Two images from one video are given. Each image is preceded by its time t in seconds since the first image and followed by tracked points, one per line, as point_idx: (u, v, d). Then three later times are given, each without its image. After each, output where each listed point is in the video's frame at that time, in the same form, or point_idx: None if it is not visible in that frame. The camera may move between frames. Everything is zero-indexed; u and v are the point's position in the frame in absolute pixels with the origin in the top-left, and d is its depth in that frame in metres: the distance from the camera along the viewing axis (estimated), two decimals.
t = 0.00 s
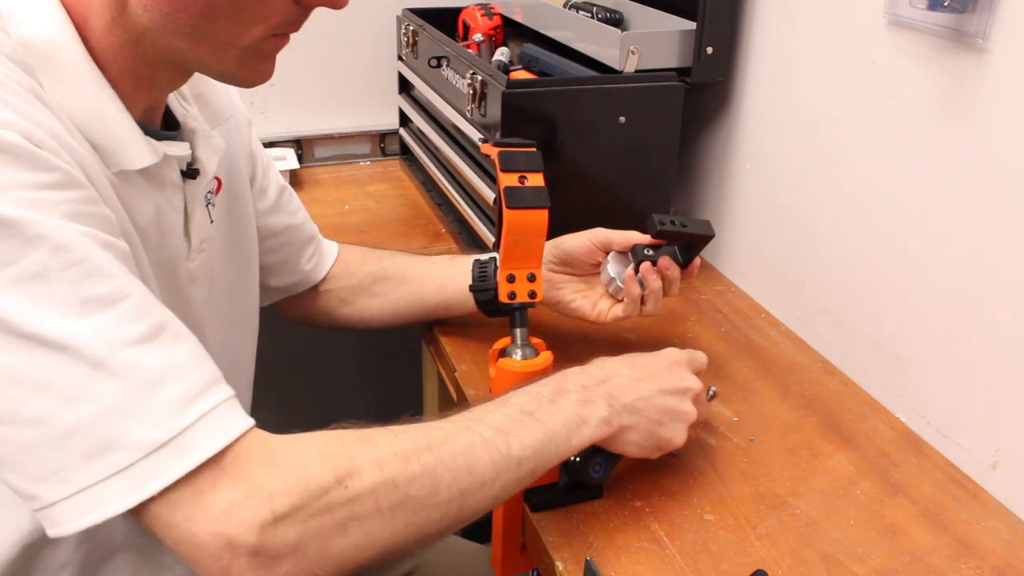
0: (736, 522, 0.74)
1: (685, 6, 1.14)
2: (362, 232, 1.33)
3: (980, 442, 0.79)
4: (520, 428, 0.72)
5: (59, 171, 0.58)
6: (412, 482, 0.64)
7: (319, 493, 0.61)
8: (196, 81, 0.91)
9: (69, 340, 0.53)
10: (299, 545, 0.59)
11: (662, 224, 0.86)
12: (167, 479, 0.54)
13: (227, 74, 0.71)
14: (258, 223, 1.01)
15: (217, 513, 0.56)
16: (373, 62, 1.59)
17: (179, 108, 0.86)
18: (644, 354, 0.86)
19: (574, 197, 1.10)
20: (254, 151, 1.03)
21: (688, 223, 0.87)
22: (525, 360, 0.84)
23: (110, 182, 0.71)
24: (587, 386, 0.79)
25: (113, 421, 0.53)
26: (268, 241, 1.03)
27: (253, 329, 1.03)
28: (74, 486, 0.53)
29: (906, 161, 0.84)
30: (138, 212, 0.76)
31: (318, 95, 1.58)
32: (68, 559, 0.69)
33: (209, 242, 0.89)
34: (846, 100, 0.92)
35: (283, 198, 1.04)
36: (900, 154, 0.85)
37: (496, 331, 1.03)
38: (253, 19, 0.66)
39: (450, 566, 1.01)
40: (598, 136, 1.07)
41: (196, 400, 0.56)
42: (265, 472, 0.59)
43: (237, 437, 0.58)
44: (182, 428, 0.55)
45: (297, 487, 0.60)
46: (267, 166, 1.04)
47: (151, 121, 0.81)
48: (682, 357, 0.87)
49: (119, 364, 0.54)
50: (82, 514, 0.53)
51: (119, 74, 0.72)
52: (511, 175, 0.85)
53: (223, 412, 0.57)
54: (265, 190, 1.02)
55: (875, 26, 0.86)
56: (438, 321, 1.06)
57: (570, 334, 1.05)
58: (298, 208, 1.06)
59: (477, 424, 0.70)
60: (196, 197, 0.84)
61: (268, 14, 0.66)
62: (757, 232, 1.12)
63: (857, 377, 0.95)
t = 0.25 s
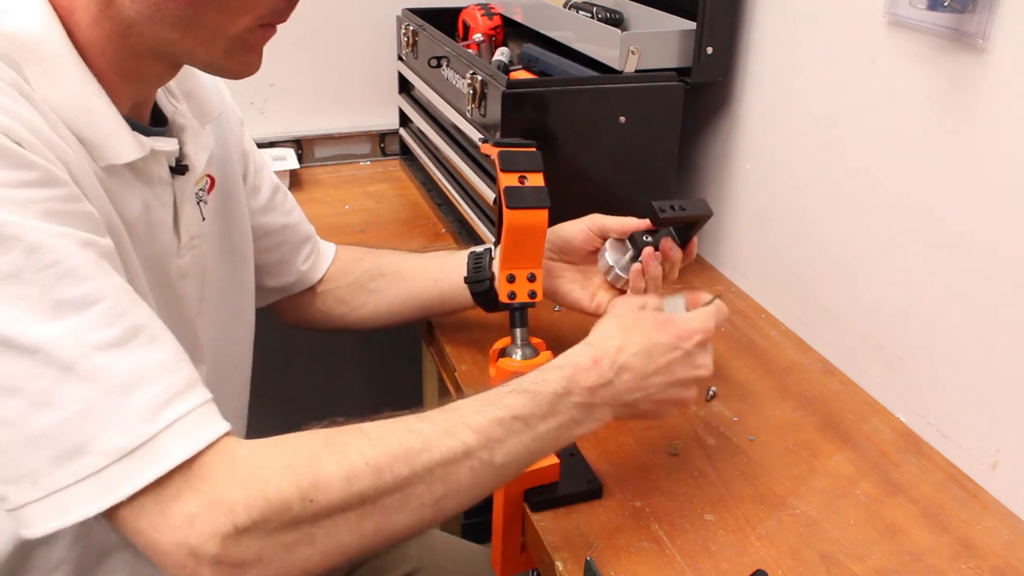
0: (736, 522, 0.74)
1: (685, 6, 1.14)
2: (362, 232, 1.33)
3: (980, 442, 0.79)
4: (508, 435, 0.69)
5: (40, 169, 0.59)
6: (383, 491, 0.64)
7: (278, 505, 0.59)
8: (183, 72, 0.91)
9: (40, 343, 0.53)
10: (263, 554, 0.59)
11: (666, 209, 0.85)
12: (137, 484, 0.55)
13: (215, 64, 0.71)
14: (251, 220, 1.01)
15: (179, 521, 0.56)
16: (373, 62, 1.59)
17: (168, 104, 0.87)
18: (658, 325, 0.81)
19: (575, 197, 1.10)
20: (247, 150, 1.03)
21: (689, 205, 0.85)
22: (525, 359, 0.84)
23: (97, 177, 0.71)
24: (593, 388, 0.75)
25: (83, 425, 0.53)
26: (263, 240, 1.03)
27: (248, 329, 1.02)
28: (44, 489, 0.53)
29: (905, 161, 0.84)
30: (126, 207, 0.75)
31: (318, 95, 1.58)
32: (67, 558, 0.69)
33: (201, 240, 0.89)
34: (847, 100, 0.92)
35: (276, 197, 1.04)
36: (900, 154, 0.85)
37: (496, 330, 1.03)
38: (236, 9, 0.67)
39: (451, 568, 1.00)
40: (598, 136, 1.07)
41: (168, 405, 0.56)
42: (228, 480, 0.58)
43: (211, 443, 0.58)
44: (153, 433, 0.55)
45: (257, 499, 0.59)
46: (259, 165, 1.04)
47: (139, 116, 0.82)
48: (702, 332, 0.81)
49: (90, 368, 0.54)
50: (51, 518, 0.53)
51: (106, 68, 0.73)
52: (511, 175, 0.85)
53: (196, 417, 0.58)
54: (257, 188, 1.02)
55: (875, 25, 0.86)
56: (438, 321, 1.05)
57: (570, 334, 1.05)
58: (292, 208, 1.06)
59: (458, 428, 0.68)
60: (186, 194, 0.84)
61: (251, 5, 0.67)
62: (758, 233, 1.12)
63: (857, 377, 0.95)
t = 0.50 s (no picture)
0: (736, 522, 0.74)
1: (685, 6, 1.14)
2: (362, 232, 1.33)
3: (979, 442, 0.79)
4: (500, 412, 0.68)
5: (35, 156, 0.59)
6: (379, 474, 0.63)
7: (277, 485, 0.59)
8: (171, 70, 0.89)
9: (37, 327, 0.53)
10: (260, 537, 0.60)
11: (658, 197, 0.87)
12: (135, 466, 0.55)
13: (201, 59, 0.71)
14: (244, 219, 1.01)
15: (172, 506, 0.57)
16: (373, 62, 1.59)
17: (157, 101, 0.86)
18: (648, 292, 0.77)
19: (575, 197, 1.10)
20: (238, 150, 1.02)
21: (680, 194, 0.88)
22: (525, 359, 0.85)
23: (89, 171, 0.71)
24: (583, 362, 0.73)
25: (80, 408, 0.54)
26: (257, 239, 1.03)
27: (245, 325, 1.02)
28: (41, 473, 0.53)
29: (905, 160, 0.84)
30: (117, 200, 0.75)
31: (318, 94, 1.58)
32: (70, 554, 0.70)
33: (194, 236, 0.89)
34: (847, 100, 0.92)
35: (268, 198, 1.04)
36: (899, 154, 0.85)
37: (497, 330, 1.03)
38: (226, 5, 0.67)
39: (449, 566, 1.00)
40: (598, 136, 1.07)
41: (165, 388, 0.57)
42: (222, 464, 0.58)
43: (208, 427, 0.59)
44: (150, 416, 0.55)
45: (252, 481, 0.59)
46: (251, 164, 1.04)
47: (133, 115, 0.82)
48: (689, 300, 0.79)
49: (86, 352, 0.54)
50: (49, 501, 0.53)
51: (99, 64, 0.72)
52: (511, 175, 0.85)
53: (195, 401, 0.58)
54: (249, 188, 1.02)
55: (874, 25, 0.86)
56: (438, 321, 1.05)
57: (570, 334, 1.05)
58: (286, 207, 1.06)
59: (452, 406, 0.67)
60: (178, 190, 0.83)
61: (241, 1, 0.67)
62: (758, 233, 1.12)
63: (857, 377, 0.95)
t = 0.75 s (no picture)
0: (736, 522, 0.74)
1: (685, 6, 1.14)
2: (362, 232, 1.33)
3: (980, 442, 0.79)
4: (472, 381, 0.69)
5: (26, 147, 0.59)
6: (351, 451, 0.63)
7: (252, 471, 0.59)
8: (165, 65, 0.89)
9: (25, 317, 0.53)
10: (242, 526, 0.60)
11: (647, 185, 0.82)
12: (118, 456, 0.55)
13: (192, 56, 0.72)
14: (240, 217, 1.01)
15: (155, 500, 0.56)
16: (373, 62, 1.58)
17: (152, 97, 0.86)
18: (614, 255, 0.79)
19: (575, 197, 1.10)
20: (236, 148, 1.02)
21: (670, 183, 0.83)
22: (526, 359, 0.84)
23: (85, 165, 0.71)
24: (549, 322, 0.74)
25: (64, 399, 0.53)
26: (254, 238, 1.03)
27: (242, 321, 1.01)
28: (26, 464, 0.53)
29: (906, 160, 0.84)
30: (113, 194, 0.75)
31: (318, 94, 1.58)
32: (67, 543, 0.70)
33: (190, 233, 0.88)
34: (848, 100, 0.91)
35: (265, 197, 1.04)
36: (900, 154, 0.85)
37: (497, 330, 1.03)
38: None
39: (448, 566, 1.00)
40: (598, 136, 1.07)
41: (150, 380, 0.56)
42: (200, 453, 0.58)
43: (189, 420, 0.58)
44: (134, 407, 0.55)
45: (229, 469, 0.58)
46: (248, 163, 1.04)
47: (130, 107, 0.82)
48: (662, 262, 0.81)
49: (72, 343, 0.54)
50: (35, 491, 0.53)
51: (93, 58, 0.72)
52: (511, 175, 0.85)
53: (178, 392, 0.58)
54: (246, 187, 1.02)
55: (875, 25, 0.86)
56: (436, 322, 1.06)
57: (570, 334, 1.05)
58: (284, 207, 1.05)
59: (420, 378, 0.67)
60: (173, 185, 0.83)
61: None
62: (758, 233, 1.12)
63: (857, 377, 0.95)
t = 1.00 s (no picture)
0: (736, 522, 0.74)
1: (685, 6, 1.14)
2: (361, 232, 1.33)
3: (979, 442, 0.79)
4: (474, 364, 0.68)
5: (17, 127, 0.59)
6: (350, 429, 0.61)
7: (248, 444, 0.57)
8: (158, 62, 0.88)
9: (15, 292, 0.52)
10: (239, 500, 0.57)
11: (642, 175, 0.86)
12: (110, 431, 0.53)
13: (183, 50, 0.72)
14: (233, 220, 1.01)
15: (148, 475, 0.55)
16: (373, 62, 1.58)
17: (143, 96, 0.86)
18: (619, 249, 0.80)
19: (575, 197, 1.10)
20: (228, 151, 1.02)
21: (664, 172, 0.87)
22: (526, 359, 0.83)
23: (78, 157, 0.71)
24: (550, 310, 0.74)
25: (56, 374, 0.52)
26: (245, 241, 1.03)
27: (236, 316, 1.00)
28: (17, 442, 0.52)
29: (906, 159, 0.84)
30: (105, 186, 0.74)
31: (318, 94, 1.58)
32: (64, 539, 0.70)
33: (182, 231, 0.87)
34: (848, 99, 0.91)
35: (257, 201, 1.03)
36: (900, 153, 0.85)
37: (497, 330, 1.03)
38: None
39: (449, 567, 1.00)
40: (598, 136, 1.07)
41: (144, 355, 0.55)
42: (194, 430, 0.56)
43: (184, 395, 0.56)
44: (128, 381, 0.54)
45: (227, 444, 0.57)
46: (240, 167, 1.04)
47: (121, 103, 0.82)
48: (663, 263, 0.82)
49: (64, 318, 0.53)
50: (27, 469, 0.52)
51: (83, 50, 0.72)
52: (511, 175, 0.85)
53: (173, 367, 0.56)
54: (237, 189, 1.02)
55: (875, 25, 0.86)
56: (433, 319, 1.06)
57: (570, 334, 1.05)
58: (276, 211, 1.05)
59: (421, 360, 0.65)
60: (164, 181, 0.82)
61: None
62: (758, 233, 1.12)
63: (857, 377, 0.95)
